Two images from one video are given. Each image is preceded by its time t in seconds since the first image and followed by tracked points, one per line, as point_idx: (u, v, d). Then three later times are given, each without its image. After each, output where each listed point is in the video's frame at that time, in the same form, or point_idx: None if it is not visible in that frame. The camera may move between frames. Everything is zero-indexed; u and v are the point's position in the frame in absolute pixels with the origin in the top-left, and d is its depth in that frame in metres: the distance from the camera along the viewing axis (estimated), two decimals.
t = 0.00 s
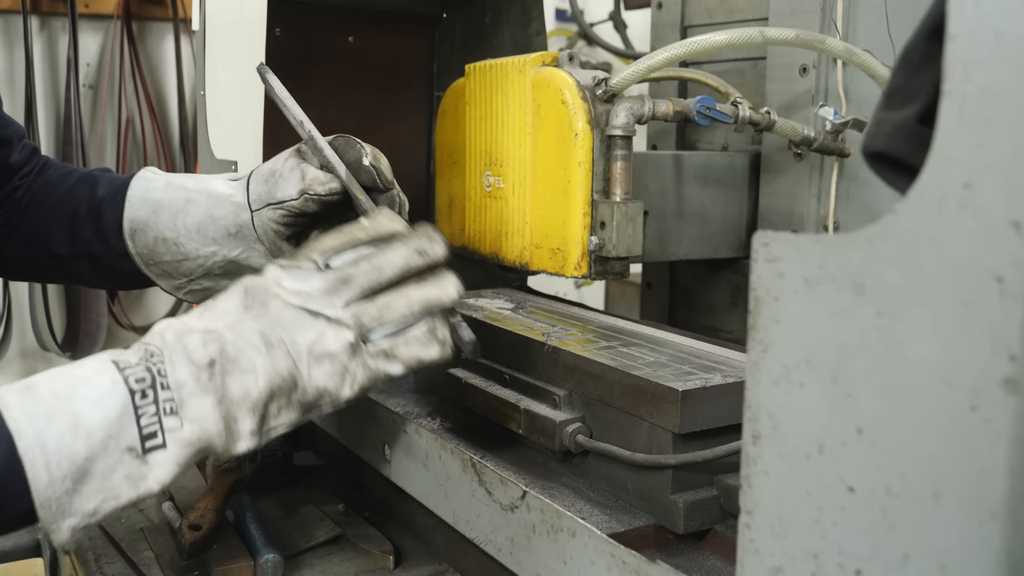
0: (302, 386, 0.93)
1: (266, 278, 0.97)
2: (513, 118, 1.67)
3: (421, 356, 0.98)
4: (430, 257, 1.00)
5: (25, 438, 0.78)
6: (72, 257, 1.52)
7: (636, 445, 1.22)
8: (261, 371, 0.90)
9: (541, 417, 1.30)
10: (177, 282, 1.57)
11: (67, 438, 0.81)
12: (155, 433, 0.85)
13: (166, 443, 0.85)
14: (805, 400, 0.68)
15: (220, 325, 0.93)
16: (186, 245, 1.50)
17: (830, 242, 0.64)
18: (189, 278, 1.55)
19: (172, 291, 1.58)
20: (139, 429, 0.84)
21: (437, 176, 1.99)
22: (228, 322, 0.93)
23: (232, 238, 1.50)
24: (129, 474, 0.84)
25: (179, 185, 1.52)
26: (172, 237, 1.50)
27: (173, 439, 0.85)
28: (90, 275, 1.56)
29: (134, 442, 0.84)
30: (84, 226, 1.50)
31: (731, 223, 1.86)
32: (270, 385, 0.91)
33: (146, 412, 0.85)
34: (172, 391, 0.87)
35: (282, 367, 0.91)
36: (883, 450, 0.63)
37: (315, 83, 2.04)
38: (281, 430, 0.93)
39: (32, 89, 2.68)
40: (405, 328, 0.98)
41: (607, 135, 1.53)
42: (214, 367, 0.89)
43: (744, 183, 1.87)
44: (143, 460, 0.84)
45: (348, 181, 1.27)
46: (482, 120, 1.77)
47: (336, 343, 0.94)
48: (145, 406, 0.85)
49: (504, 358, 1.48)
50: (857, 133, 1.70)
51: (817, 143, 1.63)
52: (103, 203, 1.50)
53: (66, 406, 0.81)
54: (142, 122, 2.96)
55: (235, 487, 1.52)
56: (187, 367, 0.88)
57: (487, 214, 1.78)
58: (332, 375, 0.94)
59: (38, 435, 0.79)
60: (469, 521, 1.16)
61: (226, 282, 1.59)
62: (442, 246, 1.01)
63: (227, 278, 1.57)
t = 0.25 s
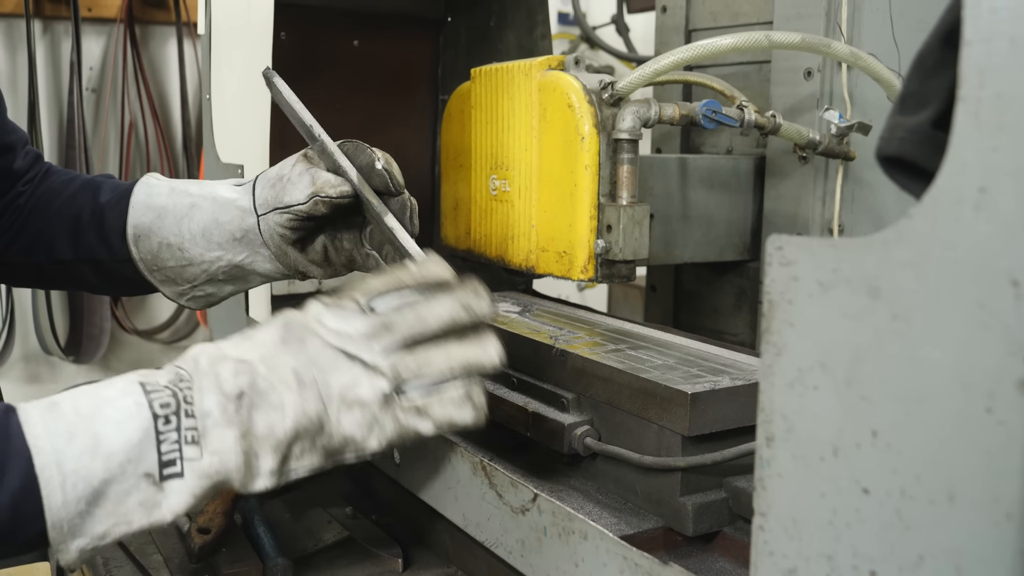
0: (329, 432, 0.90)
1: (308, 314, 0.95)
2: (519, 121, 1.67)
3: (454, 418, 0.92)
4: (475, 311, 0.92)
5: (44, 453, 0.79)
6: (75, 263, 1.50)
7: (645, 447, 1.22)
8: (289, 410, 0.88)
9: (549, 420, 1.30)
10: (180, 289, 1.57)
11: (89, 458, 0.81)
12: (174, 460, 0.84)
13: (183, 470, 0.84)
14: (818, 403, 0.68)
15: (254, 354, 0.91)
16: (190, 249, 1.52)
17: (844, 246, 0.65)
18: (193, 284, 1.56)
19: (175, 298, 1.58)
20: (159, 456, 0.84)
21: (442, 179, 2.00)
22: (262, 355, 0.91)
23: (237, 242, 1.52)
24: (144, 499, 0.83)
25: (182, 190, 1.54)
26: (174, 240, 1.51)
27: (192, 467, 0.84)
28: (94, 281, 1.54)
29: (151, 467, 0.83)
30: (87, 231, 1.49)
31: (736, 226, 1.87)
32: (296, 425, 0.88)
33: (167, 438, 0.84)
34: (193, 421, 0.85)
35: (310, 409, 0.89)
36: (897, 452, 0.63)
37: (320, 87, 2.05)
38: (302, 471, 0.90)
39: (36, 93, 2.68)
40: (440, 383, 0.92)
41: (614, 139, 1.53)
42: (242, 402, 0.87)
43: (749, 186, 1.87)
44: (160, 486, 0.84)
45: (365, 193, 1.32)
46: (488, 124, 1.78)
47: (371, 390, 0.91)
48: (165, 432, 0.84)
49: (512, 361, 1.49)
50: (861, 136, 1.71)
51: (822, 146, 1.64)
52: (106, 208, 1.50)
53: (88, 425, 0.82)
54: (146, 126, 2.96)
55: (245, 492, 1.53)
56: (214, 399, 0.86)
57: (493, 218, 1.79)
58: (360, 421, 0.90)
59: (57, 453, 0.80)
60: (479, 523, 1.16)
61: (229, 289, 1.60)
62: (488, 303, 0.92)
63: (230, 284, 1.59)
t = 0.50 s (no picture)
0: (350, 450, 0.99)
1: (339, 327, 1.03)
2: (521, 122, 1.68)
3: (479, 447, 1.02)
4: (507, 344, 1.03)
5: (55, 461, 0.87)
6: (74, 266, 1.50)
7: (648, 447, 1.22)
8: (311, 427, 0.97)
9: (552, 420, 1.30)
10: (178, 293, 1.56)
11: (102, 466, 0.89)
12: (189, 470, 0.93)
13: (198, 481, 0.93)
14: (826, 403, 0.69)
15: (282, 366, 0.99)
16: (190, 250, 1.52)
17: (852, 247, 0.65)
18: (190, 288, 1.56)
19: (171, 304, 1.57)
20: (173, 468, 0.92)
21: (444, 180, 2.00)
22: (286, 364, 1.00)
23: (238, 243, 1.53)
24: (156, 509, 0.92)
25: (181, 192, 1.54)
26: (174, 242, 1.51)
27: (207, 478, 0.93)
28: (93, 284, 1.54)
29: (166, 477, 0.92)
30: (85, 235, 1.49)
31: (736, 226, 1.88)
32: (318, 442, 0.97)
33: (184, 448, 0.93)
34: (212, 432, 0.94)
35: (333, 427, 0.98)
36: (904, 452, 0.63)
37: (321, 87, 2.05)
38: (320, 486, 1.00)
39: (34, 92, 2.68)
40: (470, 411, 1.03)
41: (616, 140, 1.53)
42: (264, 415, 0.96)
43: (749, 187, 1.88)
44: (173, 496, 0.92)
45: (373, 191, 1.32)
46: (489, 125, 1.78)
47: (397, 413, 1.00)
48: (182, 444, 0.92)
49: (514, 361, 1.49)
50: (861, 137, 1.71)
51: (823, 147, 1.65)
52: (105, 210, 1.50)
53: (101, 433, 0.90)
54: (144, 126, 2.96)
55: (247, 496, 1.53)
56: (236, 409, 0.95)
57: (495, 218, 1.79)
58: (384, 442, 1.00)
59: (69, 461, 0.88)
60: (484, 523, 1.16)
61: (227, 293, 1.59)
62: (521, 338, 1.03)
63: (229, 288, 1.59)
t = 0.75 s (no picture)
0: (371, 447, 0.98)
1: (361, 324, 1.03)
2: (517, 120, 1.68)
3: (505, 443, 1.02)
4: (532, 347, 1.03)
5: (88, 457, 0.88)
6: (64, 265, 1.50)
7: (646, 445, 1.23)
8: (331, 424, 0.96)
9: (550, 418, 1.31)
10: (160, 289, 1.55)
11: (133, 464, 0.89)
12: (216, 470, 0.92)
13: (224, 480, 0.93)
14: (826, 400, 0.69)
15: (304, 365, 1.00)
16: (177, 240, 1.51)
17: (853, 246, 0.66)
18: (174, 282, 1.54)
19: (153, 299, 1.55)
20: (202, 466, 0.92)
21: (439, 178, 2.00)
22: (309, 364, 1.00)
23: (228, 233, 1.52)
24: (186, 509, 0.92)
25: (173, 182, 1.54)
26: (162, 231, 1.50)
27: (233, 478, 0.93)
28: (84, 281, 1.54)
29: (194, 476, 0.92)
30: (75, 231, 1.48)
31: (731, 225, 1.88)
32: (338, 439, 0.96)
33: (211, 448, 0.92)
34: (238, 431, 0.94)
35: (354, 424, 0.97)
36: (905, 449, 0.64)
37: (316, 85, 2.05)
38: (343, 486, 0.99)
39: (26, 89, 2.67)
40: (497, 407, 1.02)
41: (612, 138, 1.53)
42: (284, 413, 0.95)
43: (744, 186, 1.88)
44: (202, 496, 0.92)
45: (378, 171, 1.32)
46: (485, 123, 1.79)
47: (420, 409, 0.99)
48: (209, 443, 0.93)
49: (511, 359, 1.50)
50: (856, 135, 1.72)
51: (818, 146, 1.65)
52: (94, 207, 1.50)
53: (134, 433, 0.91)
54: (137, 123, 2.95)
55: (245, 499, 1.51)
56: (259, 409, 0.95)
57: (491, 216, 1.79)
58: (407, 439, 0.99)
59: (101, 457, 0.88)
60: (482, 520, 1.17)
61: (210, 290, 1.59)
62: (546, 342, 1.03)
63: (213, 284, 1.58)
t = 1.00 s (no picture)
0: (410, 441, 0.99)
1: (396, 318, 1.04)
2: (514, 119, 1.68)
3: (542, 436, 1.02)
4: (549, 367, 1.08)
5: (125, 453, 0.88)
6: (56, 264, 1.50)
7: (644, 444, 1.23)
8: (369, 417, 0.97)
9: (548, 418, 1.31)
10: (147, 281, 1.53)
11: (168, 459, 0.89)
12: (252, 465, 0.93)
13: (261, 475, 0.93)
14: (827, 400, 0.69)
15: (338, 359, 1.00)
16: (170, 229, 1.50)
17: (855, 246, 0.66)
18: (163, 274, 1.52)
19: (139, 291, 1.52)
20: (238, 461, 0.92)
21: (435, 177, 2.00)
22: (344, 358, 1.00)
23: (223, 224, 1.52)
24: (224, 504, 0.92)
25: (169, 175, 1.55)
26: (155, 220, 1.50)
27: (269, 472, 0.93)
28: (75, 281, 1.53)
29: (230, 472, 0.92)
30: (68, 231, 1.48)
31: (727, 224, 1.89)
32: (376, 432, 0.97)
33: (247, 443, 0.93)
34: (273, 425, 0.94)
35: (392, 416, 0.98)
36: (907, 448, 0.64)
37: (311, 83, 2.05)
38: (380, 481, 0.99)
39: (19, 88, 2.66)
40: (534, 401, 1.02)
41: (609, 137, 1.53)
42: (320, 408, 0.95)
43: (740, 184, 1.89)
44: (240, 491, 0.92)
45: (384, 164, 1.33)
46: (482, 122, 1.79)
47: (458, 402, 0.99)
48: (245, 438, 0.93)
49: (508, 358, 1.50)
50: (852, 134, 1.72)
51: (814, 145, 1.65)
52: (87, 207, 1.49)
53: (169, 428, 0.91)
54: (130, 121, 2.94)
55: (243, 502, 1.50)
56: (293, 404, 0.95)
57: (487, 215, 1.80)
58: (447, 432, 0.99)
59: (139, 452, 0.89)
60: (481, 519, 1.17)
61: (198, 285, 1.56)
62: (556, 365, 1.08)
63: (202, 279, 1.56)
